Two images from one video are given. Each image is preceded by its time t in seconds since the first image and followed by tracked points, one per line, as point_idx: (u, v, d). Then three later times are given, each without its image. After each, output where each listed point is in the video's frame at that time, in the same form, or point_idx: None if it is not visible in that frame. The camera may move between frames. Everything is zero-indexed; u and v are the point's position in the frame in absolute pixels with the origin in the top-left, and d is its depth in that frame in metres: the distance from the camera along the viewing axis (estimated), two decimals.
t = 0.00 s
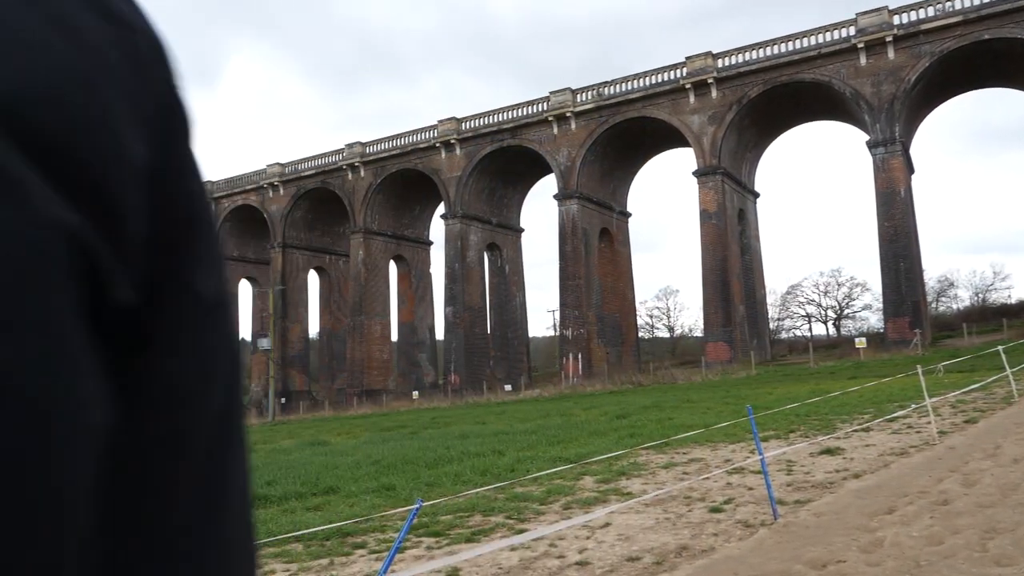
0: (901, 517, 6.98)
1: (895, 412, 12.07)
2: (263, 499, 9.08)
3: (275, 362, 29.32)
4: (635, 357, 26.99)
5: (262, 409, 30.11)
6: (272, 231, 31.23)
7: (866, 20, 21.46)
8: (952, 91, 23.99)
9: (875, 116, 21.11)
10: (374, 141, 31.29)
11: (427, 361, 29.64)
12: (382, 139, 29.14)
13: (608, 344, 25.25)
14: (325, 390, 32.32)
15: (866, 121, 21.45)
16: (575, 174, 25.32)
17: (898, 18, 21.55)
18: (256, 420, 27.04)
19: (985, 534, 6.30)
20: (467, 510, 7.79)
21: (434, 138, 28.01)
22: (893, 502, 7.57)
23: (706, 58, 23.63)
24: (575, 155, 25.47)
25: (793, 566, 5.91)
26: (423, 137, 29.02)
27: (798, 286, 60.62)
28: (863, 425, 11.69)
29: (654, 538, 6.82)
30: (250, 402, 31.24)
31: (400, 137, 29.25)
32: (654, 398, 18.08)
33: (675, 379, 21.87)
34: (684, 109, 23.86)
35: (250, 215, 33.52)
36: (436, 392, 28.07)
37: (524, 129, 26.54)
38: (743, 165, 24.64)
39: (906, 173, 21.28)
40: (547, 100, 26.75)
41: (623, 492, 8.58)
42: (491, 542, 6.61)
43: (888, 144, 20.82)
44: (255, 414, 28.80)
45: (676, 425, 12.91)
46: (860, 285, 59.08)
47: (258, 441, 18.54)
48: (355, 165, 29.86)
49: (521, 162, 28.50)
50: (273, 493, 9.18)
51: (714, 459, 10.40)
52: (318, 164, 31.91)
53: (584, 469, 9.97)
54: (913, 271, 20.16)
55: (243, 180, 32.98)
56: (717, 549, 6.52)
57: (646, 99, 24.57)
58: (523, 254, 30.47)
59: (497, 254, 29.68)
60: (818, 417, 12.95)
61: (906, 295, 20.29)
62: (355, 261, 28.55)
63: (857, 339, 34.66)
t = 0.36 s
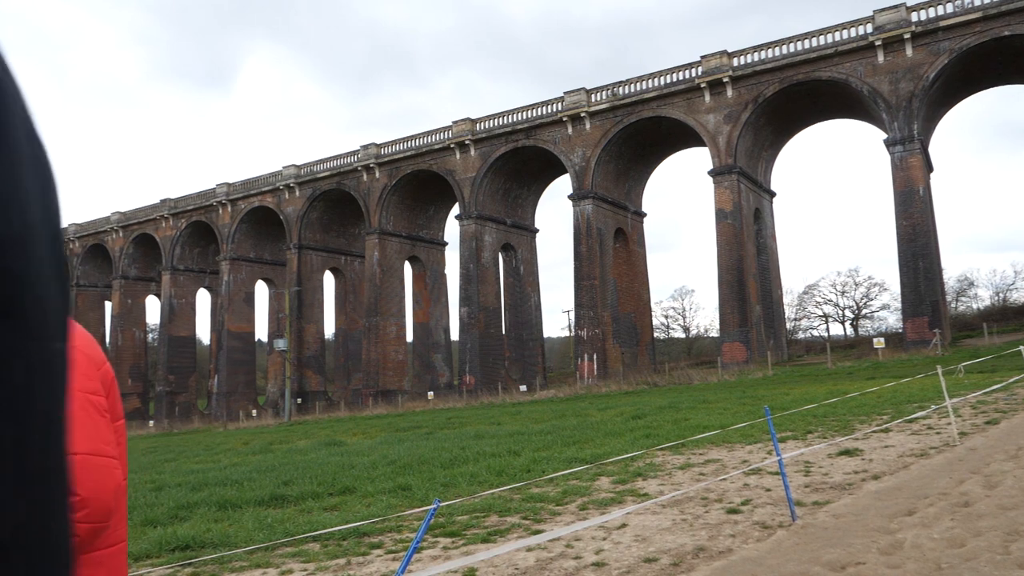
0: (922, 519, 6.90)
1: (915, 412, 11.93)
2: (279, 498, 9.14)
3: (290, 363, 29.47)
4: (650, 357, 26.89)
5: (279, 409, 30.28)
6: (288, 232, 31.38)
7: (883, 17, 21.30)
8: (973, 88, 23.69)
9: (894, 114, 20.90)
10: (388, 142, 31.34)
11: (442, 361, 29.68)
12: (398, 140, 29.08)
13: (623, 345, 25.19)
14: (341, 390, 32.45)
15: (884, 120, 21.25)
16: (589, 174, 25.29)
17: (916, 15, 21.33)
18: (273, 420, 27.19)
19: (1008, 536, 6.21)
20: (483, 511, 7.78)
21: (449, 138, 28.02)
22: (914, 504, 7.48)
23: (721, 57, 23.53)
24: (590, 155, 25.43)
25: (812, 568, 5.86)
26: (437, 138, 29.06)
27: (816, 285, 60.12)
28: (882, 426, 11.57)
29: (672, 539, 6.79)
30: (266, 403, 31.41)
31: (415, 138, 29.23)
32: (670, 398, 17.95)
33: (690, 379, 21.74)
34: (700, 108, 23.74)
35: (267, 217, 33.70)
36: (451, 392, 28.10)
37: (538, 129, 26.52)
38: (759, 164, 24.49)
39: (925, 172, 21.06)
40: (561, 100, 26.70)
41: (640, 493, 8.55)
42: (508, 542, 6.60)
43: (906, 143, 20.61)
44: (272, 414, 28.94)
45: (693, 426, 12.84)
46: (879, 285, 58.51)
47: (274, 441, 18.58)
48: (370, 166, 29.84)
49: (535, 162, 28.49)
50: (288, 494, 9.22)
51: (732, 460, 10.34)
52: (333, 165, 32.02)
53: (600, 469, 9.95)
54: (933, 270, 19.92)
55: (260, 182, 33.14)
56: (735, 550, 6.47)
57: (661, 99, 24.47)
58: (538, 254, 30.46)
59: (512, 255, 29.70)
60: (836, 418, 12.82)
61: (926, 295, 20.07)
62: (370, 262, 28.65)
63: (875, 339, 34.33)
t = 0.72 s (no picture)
0: (942, 521, 6.82)
1: (934, 414, 11.81)
2: (295, 498, 9.17)
3: (306, 363, 29.61)
4: (665, 358, 26.80)
5: (295, 409, 30.42)
6: (303, 233, 31.52)
7: (901, 15, 21.11)
8: (992, 86, 23.42)
9: (912, 112, 20.69)
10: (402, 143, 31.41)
11: (456, 361, 29.73)
12: (412, 141, 29.18)
13: (638, 345, 25.14)
14: (356, 390, 32.57)
15: (901, 118, 21.04)
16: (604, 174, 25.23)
17: (934, 12, 21.13)
18: (288, 420, 27.34)
19: None
20: (498, 511, 7.79)
21: (463, 139, 28.03)
22: (934, 506, 7.40)
23: (736, 56, 23.41)
24: (604, 156, 25.37)
25: (830, 570, 5.81)
26: (451, 139, 29.10)
27: (832, 285, 59.68)
28: (901, 427, 11.46)
29: (688, 540, 6.76)
30: (281, 403, 31.56)
31: (429, 139, 29.25)
32: (687, 399, 17.83)
33: (706, 380, 21.63)
34: (715, 107, 23.62)
35: (282, 217, 33.87)
36: (465, 393, 28.12)
37: (552, 130, 26.49)
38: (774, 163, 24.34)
39: (944, 170, 20.83)
40: (575, 100, 26.66)
41: (655, 494, 8.52)
42: (523, 543, 6.61)
43: (924, 141, 20.39)
44: (288, 414, 29.09)
45: (708, 427, 12.77)
46: (897, 285, 58.03)
47: (289, 441, 18.61)
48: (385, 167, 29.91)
49: (549, 163, 28.47)
50: (304, 494, 9.25)
51: (747, 461, 10.28)
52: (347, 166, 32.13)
53: (615, 470, 9.92)
54: (951, 270, 19.71)
55: (275, 183, 33.32)
56: (752, 552, 6.43)
57: (676, 98, 24.37)
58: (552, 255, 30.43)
59: (526, 255, 29.71)
60: (853, 419, 12.71)
61: (945, 295, 19.84)
62: (385, 263, 28.73)
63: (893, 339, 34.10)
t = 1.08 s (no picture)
0: (961, 523, 6.75)
1: (953, 415, 11.68)
2: (310, 497, 9.21)
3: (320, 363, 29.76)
4: (679, 358, 26.70)
5: (309, 410, 30.56)
6: (317, 234, 31.65)
7: (918, 12, 20.91)
8: (1011, 82, 23.14)
9: (929, 110, 20.49)
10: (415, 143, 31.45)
11: (469, 362, 29.77)
12: (425, 142, 29.24)
13: (652, 345, 25.08)
14: (370, 390, 32.69)
15: (919, 116, 20.83)
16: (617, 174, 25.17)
17: (952, 9, 20.92)
18: (303, 420, 27.47)
19: None
20: (513, 511, 7.80)
21: (476, 139, 28.04)
22: (953, 508, 7.31)
23: (751, 54, 23.29)
24: (617, 155, 25.31)
25: (848, 572, 5.76)
26: (464, 139, 29.11)
27: (848, 285, 59.29)
28: (918, 428, 11.35)
29: (704, 542, 6.72)
30: (296, 402, 31.71)
31: (443, 139, 29.29)
32: (701, 400, 17.71)
33: (720, 380, 21.54)
34: (729, 106, 23.50)
35: (297, 218, 34.03)
36: (479, 393, 28.14)
37: (565, 130, 26.45)
38: (789, 162, 24.22)
39: (962, 169, 20.59)
40: (588, 100, 26.60)
41: (670, 494, 8.48)
42: (538, 543, 6.60)
43: (941, 139, 20.17)
44: (303, 414, 29.24)
45: (723, 427, 12.69)
46: (913, 285, 57.58)
47: (303, 441, 18.67)
48: (398, 167, 29.97)
49: (563, 162, 28.43)
50: (319, 493, 9.28)
51: (763, 462, 10.22)
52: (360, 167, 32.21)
53: (629, 470, 9.90)
54: (969, 269, 19.51)
55: (290, 185, 33.49)
56: (768, 553, 6.39)
57: (690, 98, 24.26)
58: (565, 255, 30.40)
59: (539, 255, 29.71)
60: (870, 420, 12.61)
61: (963, 295, 19.64)
62: (399, 263, 28.80)
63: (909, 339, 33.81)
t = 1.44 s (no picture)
0: (979, 526, 6.67)
1: (970, 417, 11.57)
2: (323, 497, 9.24)
3: (333, 364, 29.88)
4: (692, 358, 26.60)
5: (323, 409, 30.67)
6: (330, 235, 31.77)
7: (934, 9, 20.72)
8: None
9: (945, 109, 20.29)
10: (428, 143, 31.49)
11: (482, 362, 29.79)
12: (437, 142, 29.28)
13: (665, 345, 25.01)
14: (383, 390, 32.79)
15: (935, 115, 20.63)
16: (630, 174, 25.11)
17: (968, 6, 20.71)
18: (317, 420, 27.57)
19: None
20: (526, 511, 7.79)
21: (488, 139, 28.06)
22: (971, 510, 7.23)
23: (765, 53, 23.17)
24: (630, 155, 25.25)
25: (865, 574, 5.71)
26: (477, 140, 29.12)
27: (863, 285, 58.85)
28: (935, 430, 11.25)
29: (718, 543, 6.69)
30: (309, 402, 31.85)
31: (456, 139, 29.33)
32: (715, 400, 17.60)
33: (734, 380, 21.43)
34: (742, 105, 23.39)
35: (310, 219, 34.18)
36: (491, 393, 28.13)
37: (578, 129, 26.42)
38: (803, 161, 24.08)
39: (980, 167, 20.37)
40: (601, 100, 26.55)
41: (684, 495, 8.45)
42: (552, 543, 6.60)
43: (958, 138, 19.96)
44: (316, 414, 29.36)
45: (737, 428, 12.63)
46: (930, 285, 57.08)
47: (317, 441, 18.70)
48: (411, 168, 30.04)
49: (575, 162, 28.40)
50: (332, 493, 9.31)
51: (778, 463, 10.15)
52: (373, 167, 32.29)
53: (643, 470, 9.88)
54: (987, 269, 19.30)
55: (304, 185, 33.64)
56: (784, 555, 6.36)
57: (703, 97, 24.16)
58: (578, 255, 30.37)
59: (552, 255, 29.70)
60: (886, 421, 12.51)
61: (980, 294, 19.44)
62: (412, 263, 28.87)
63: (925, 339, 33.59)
